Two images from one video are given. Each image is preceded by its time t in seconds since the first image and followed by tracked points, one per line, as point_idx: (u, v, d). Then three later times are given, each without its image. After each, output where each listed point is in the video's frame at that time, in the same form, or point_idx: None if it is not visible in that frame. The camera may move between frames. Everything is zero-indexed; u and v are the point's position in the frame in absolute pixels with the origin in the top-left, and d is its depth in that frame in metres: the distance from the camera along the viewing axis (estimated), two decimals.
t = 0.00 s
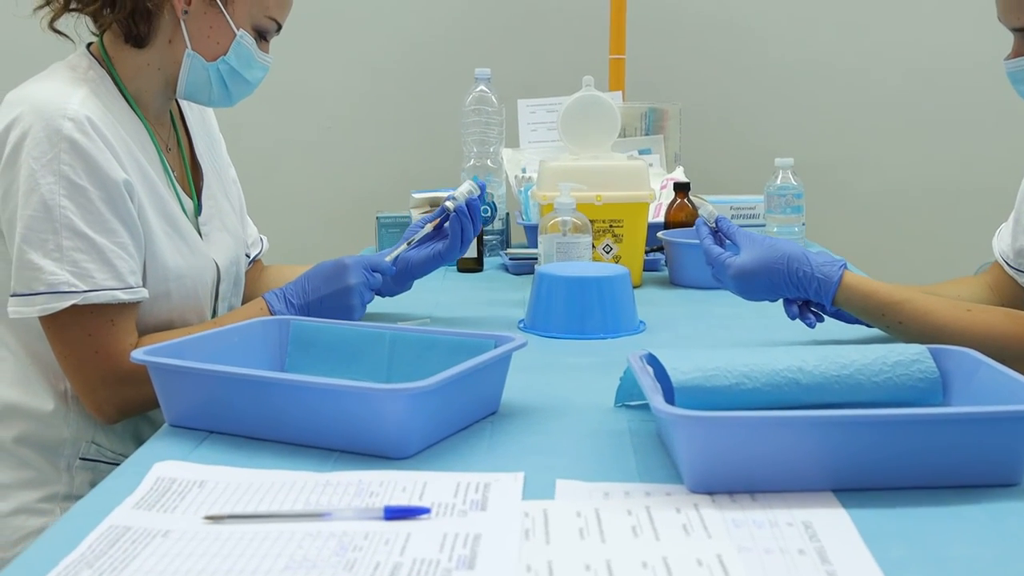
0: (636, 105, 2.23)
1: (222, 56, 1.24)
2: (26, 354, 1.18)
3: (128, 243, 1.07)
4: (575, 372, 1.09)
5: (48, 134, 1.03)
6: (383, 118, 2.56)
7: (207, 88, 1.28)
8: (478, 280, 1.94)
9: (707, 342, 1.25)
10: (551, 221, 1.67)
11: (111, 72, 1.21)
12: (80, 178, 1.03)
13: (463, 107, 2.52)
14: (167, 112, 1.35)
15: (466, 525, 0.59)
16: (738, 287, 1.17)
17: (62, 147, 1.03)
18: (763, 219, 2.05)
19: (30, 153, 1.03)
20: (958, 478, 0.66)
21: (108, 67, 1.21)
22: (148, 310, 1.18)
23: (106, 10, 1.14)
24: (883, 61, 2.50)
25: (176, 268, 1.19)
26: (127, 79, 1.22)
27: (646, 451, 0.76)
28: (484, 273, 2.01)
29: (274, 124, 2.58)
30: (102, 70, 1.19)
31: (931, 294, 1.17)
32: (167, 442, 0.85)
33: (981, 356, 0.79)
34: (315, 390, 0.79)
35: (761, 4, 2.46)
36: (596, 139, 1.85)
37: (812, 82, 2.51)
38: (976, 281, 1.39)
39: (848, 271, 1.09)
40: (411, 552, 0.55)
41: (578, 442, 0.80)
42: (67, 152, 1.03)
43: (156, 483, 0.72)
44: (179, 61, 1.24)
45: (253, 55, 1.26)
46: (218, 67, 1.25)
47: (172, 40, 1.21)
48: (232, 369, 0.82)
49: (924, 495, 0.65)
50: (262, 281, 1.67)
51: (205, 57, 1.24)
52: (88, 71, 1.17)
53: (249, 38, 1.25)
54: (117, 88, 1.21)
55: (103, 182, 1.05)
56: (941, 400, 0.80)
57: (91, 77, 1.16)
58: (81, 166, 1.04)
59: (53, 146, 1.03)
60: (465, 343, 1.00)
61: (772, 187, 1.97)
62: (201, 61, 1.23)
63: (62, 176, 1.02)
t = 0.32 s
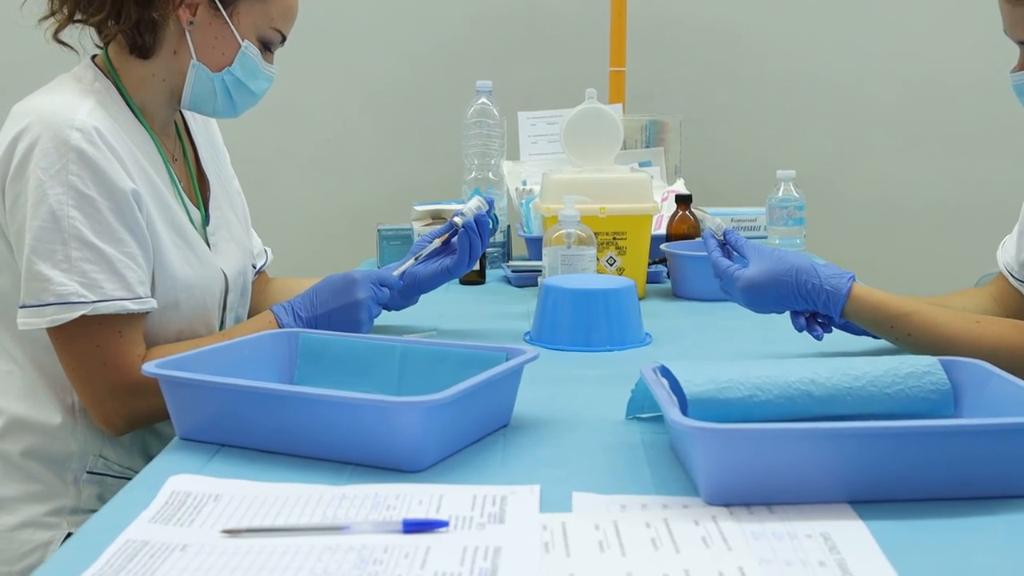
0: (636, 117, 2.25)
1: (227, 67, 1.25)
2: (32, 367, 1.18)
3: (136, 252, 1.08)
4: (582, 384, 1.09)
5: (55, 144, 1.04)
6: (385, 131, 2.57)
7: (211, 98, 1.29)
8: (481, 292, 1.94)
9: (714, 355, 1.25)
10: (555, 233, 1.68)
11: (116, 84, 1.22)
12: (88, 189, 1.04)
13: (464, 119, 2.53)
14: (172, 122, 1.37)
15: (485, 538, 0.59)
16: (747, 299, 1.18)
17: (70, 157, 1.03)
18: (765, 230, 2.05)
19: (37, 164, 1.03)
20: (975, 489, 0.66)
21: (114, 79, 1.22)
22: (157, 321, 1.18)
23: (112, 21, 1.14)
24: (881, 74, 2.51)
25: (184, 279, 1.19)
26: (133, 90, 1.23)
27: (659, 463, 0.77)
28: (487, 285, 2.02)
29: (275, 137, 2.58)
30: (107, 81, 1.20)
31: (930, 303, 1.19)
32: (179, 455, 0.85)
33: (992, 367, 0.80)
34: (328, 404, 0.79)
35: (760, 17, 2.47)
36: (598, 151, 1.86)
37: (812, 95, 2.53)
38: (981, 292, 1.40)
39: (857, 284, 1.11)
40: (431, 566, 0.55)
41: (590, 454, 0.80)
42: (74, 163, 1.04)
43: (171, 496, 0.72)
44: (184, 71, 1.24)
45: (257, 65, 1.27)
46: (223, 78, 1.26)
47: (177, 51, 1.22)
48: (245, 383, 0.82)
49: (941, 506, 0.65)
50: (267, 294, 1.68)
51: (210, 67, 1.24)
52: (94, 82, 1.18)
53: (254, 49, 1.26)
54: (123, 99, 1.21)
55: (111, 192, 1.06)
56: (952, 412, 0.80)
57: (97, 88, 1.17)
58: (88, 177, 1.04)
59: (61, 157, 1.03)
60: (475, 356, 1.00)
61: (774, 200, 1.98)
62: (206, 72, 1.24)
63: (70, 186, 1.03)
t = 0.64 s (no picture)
0: (636, 129, 2.26)
1: (232, 78, 1.25)
2: (39, 380, 1.18)
3: (142, 264, 1.08)
4: (590, 396, 1.09)
5: (62, 156, 1.04)
6: (387, 143, 2.58)
7: (215, 110, 1.29)
8: (484, 304, 1.94)
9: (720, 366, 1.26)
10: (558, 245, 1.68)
11: (121, 95, 1.22)
12: (93, 200, 1.04)
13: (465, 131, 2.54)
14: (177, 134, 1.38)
15: (503, 551, 0.59)
16: (755, 310, 1.19)
17: (76, 169, 1.04)
18: (766, 241, 2.06)
19: (43, 176, 1.03)
20: (990, 499, 0.66)
21: (119, 91, 1.22)
22: (164, 332, 1.19)
23: (116, 33, 1.15)
24: (880, 86, 2.53)
25: (191, 290, 1.19)
26: (138, 101, 1.23)
27: (673, 475, 0.77)
28: (489, 297, 2.02)
29: (277, 149, 2.59)
30: (112, 93, 1.20)
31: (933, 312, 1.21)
32: (190, 468, 0.85)
33: (1003, 378, 0.80)
34: (341, 416, 0.79)
35: (759, 30, 2.49)
36: (600, 163, 1.86)
37: (811, 107, 2.54)
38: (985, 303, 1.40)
39: (864, 295, 1.12)
40: None
41: (602, 467, 0.80)
42: (81, 174, 1.04)
43: (186, 510, 0.72)
44: (188, 83, 1.25)
45: (262, 77, 1.28)
46: (228, 90, 1.26)
47: (182, 62, 1.23)
48: (257, 395, 0.82)
49: (957, 517, 0.65)
50: (271, 306, 1.68)
51: (215, 78, 1.25)
52: (99, 94, 1.18)
53: (258, 61, 1.26)
54: (128, 110, 1.22)
55: (117, 204, 1.06)
56: (963, 422, 0.81)
57: (102, 100, 1.17)
58: (94, 188, 1.04)
59: (67, 168, 1.04)
60: (484, 368, 1.00)
61: (776, 211, 1.98)
62: (211, 83, 1.24)
63: (76, 198, 1.03)
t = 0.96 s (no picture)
0: (636, 140, 2.26)
1: (237, 87, 1.26)
2: (44, 391, 1.17)
3: (149, 273, 1.08)
4: (595, 406, 1.09)
5: (68, 165, 1.04)
6: (388, 154, 2.59)
7: (220, 119, 1.30)
8: (486, 314, 1.94)
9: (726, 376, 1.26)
10: (562, 256, 1.69)
11: (127, 105, 1.23)
12: (100, 210, 1.04)
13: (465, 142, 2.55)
14: (182, 143, 1.38)
15: (520, 561, 0.60)
16: (763, 319, 1.19)
17: (82, 179, 1.04)
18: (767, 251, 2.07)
19: (49, 186, 1.04)
20: (1002, 509, 0.66)
21: (124, 100, 1.23)
22: (172, 342, 1.19)
23: (121, 42, 1.15)
24: (878, 96, 2.54)
25: (197, 299, 1.20)
26: (142, 111, 1.24)
27: (684, 485, 0.77)
28: (491, 308, 2.02)
29: (278, 160, 2.59)
30: (117, 103, 1.20)
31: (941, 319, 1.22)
32: (201, 479, 0.85)
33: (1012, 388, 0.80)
34: (352, 427, 0.79)
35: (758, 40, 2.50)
36: (601, 173, 1.87)
37: (810, 117, 2.55)
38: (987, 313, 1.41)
39: (872, 303, 1.13)
40: None
41: (613, 477, 0.80)
42: (87, 184, 1.04)
43: (199, 521, 0.72)
44: (192, 92, 1.25)
45: (266, 86, 1.29)
46: (232, 99, 1.27)
47: (186, 71, 1.23)
48: (267, 406, 0.82)
49: (969, 527, 0.66)
50: (274, 317, 1.68)
51: (219, 87, 1.26)
52: (105, 103, 1.18)
53: (263, 70, 1.27)
54: (133, 120, 1.22)
55: (123, 213, 1.06)
56: (972, 432, 0.81)
57: (107, 110, 1.18)
58: (100, 197, 1.05)
59: (73, 178, 1.04)
60: (492, 378, 1.00)
61: (777, 222, 1.99)
62: (215, 92, 1.25)
63: (82, 208, 1.03)
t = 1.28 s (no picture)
0: (637, 149, 2.27)
1: (242, 97, 1.27)
2: (49, 401, 1.17)
3: (155, 283, 1.08)
4: (600, 415, 1.09)
5: (74, 175, 1.05)
6: (389, 163, 2.60)
7: (225, 128, 1.31)
8: (488, 324, 1.95)
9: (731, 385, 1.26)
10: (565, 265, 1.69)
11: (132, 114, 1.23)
12: (106, 219, 1.04)
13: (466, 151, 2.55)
14: (187, 152, 1.38)
15: (535, 571, 0.60)
16: (769, 327, 1.19)
17: (88, 188, 1.04)
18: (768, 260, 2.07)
19: (56, 196, 1.04)
20: (1013, 517, 0.67)
21: (130, 110, 1.23)
22: (178, 352, 1.19)
23: (126, 51, 1.16)
24: (877, 105, 2.55)
25: (203, 308, 1.20)
26: (148, 120, 1.24)
27: (695, 495, 0.77)
28: (492, 317, 2.02)
29: (278, 169, 2.60)
30: (123, 112, 1.21)
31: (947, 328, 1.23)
32: (210, 488, 0.85)
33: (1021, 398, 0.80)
34: (362, 436, 0.79)
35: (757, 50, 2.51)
36: (603, 182, 1.87)
37: (810, 126, 2.56)
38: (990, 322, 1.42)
39: (878, 313, 1.14)
40: None
41: (623, 486, 0.80)
42: (93, 193, 1.04)
43: (211, 531, 0.72)
44: (198, 101, 1.26)
45: (272, 95, 1.29)
46: (238, 108, 1.28)
47: (192, 80, 1.24)
48: (276, 416, 0.82)
49: (980, 535, 0.66)
50: (277, 326, 1.68)
51: (225, 96, 1.26)
52: (110, 112, 1.19)
53: (269, 79, 1.28)
54: (138, 129, 1.23)
55: (129, 223, 1.06)
56: (980, 441, 0.81)
57: (113, 118, 1.18)
58: (107, 207, 1.05)
59: (79, 187, 1.04)
60: (500, 388, 1.01)
61: (778, 230, 1.99)
62: (221, 101, 1.26)
63: (89, 217, 1.03)
